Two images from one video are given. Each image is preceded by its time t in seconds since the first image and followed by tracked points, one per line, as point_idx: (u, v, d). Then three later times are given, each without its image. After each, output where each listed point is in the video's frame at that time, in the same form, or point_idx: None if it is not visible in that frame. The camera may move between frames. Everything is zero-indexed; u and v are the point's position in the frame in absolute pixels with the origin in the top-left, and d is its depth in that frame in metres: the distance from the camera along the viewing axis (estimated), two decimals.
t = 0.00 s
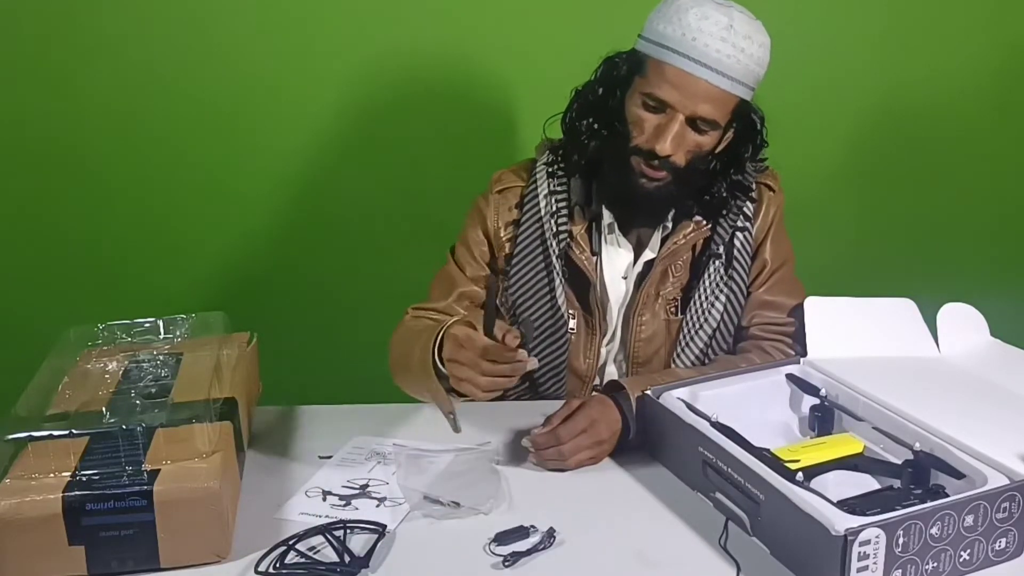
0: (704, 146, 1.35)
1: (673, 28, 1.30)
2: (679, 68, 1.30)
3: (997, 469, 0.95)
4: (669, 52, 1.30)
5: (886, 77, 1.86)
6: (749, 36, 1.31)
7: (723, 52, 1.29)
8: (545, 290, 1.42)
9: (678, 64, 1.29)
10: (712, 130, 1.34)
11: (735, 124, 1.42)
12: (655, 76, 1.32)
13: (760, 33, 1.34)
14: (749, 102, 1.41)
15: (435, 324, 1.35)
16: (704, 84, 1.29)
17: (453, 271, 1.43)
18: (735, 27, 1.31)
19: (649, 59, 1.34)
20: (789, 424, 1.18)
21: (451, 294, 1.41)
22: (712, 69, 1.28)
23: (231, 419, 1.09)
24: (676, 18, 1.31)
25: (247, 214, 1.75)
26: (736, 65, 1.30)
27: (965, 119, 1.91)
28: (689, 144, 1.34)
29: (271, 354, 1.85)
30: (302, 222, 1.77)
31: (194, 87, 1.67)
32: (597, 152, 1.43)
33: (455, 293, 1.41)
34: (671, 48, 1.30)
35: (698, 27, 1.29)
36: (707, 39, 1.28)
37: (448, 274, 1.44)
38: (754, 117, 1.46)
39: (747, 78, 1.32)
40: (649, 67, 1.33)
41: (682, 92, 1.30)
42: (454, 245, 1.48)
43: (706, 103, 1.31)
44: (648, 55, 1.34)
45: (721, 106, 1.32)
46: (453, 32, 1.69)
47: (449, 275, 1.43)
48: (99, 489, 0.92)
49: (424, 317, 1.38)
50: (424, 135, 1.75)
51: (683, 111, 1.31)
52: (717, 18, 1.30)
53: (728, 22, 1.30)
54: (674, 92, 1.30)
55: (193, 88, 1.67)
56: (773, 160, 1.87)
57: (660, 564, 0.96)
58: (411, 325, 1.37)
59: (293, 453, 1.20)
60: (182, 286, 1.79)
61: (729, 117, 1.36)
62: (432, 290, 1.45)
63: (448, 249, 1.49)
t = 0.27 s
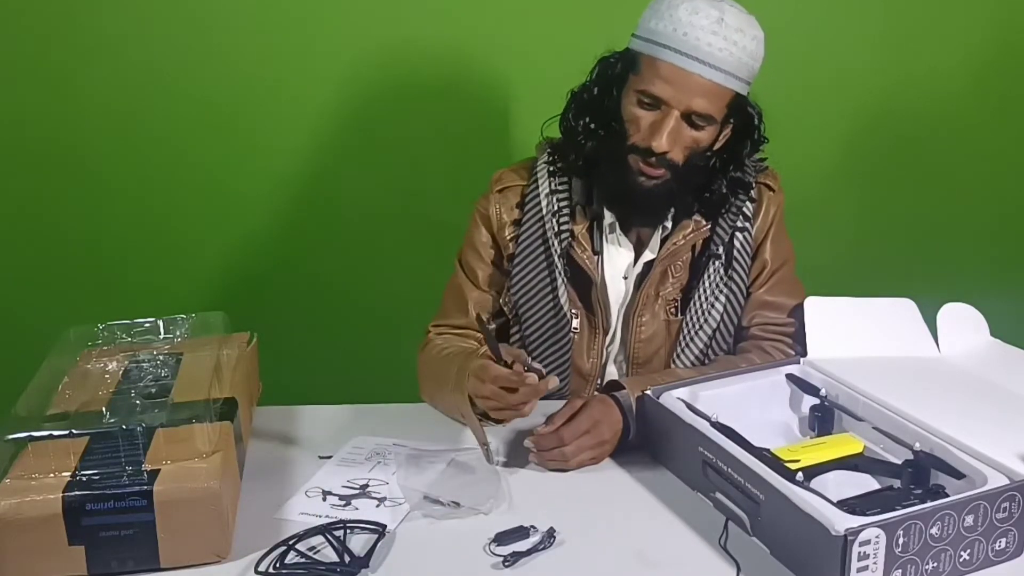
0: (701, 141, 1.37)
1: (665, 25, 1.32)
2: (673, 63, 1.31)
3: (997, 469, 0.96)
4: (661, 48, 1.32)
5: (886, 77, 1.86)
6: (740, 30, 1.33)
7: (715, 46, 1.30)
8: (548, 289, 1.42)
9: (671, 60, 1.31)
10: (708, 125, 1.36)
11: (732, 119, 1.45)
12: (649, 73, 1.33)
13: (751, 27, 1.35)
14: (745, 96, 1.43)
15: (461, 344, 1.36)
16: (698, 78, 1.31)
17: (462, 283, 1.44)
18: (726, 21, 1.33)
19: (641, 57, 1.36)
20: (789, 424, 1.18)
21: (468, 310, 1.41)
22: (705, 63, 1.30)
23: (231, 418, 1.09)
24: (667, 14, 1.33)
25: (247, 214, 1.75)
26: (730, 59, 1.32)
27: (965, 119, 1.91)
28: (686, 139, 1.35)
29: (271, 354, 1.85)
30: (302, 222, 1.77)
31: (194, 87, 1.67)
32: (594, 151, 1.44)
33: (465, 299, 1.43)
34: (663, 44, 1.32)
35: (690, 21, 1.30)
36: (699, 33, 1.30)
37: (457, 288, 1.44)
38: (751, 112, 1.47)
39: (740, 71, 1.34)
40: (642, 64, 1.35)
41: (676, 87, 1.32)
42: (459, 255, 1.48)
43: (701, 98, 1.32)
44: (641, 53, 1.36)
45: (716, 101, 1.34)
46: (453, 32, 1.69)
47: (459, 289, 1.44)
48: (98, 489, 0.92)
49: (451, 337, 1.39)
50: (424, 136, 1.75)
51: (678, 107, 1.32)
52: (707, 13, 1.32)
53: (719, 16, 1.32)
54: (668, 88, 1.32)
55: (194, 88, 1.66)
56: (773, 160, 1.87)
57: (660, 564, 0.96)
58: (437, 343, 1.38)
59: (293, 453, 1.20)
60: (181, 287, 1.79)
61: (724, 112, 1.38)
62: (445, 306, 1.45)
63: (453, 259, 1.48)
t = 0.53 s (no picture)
0: (696, 150, 1.36)
1: (654, 35, 1.30)
2: (664, 75, 1.30)
3: (996, 469, 0.96)
4: (651, 59, 1.31)
5: (886, 76, 1.86)
6: (732, 37, 1.31)
7: (706, 56, 1.29)
8: (544, 296, 1.41)
9: (661, 71, 1.30)
10: (703, 134, 1.35)
11: (726, 123, 1.45)
12: (640, 84, 1.32)
13: (743, 32, 1.33)
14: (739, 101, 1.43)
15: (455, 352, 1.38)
16: (689, 89, 1.30)
17: (455, 292, 1.44)
18: (717, 28, 1.31)
19: (633, 67, 1.34)
20: (789, 424, 1.18)
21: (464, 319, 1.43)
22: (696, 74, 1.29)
23: (231, 418, 1.09)
24: (656, 24, 1.31)
25: (247, 215, 1.75)
26: (721, 68, 1.30)
27: (965, 118, 1.91)
28: (680, 149, 1.34)
29: (271, 354, 1.85)
30: (302, 222, 1.77)
31: (194, 87, 1.66)
32: (589, 161, 1.43)
33: (459, 307, 1.43)
34: (654, 55, 1.30)
35: (679, 32, 1.29)
36: (689, 44, 1.28)
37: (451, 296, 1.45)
38: (745, 116, 1.47)
39: (733, 79, 1.33)
40: (634, 74, 1.34)
41: (668, 98, 1.31)
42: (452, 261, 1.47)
43: (694, 108, 1.31)
44: (632, 62, 1.34)
45: (709, 109, 1.33)
46: (452, 32, 1.69)
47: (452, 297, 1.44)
48: (98, 489, 0.92)
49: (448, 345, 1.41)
50: (425, 135, 1.75)
51: (670, 118, 1.31)
52: (698, 21, 1.30)
53: (709, 24, 1.30)
54: (660, 100, 1.31)
55: (194, 87, 1.66)
56: (774, 160, 1.87)
57: (660, 564, 0.96)
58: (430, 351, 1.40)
59: (293, 453, 1.20)
60: (181, 287, 1.79)
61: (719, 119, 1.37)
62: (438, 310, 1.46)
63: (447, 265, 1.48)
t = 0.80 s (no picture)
0: (686, 157, 1.35)
1: (637, 44, 1.30)
2: (648, 84, 1.30)
3: (996, 468, 0.96)
4: (635, 68, 1.31)
5: (886, 77, 1.86)
6: (716, 43, 1.30)
7: (689, 64, 1.28)
8: (541, 300, 1.42)
9: (645, 80, 1.30)
10: (692, 141, 1.34)
11: (716, 131, 1.42)
12: (626, 93, 1.32)
13: (728, 37, 1.32)
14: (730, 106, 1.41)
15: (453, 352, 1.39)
16: (673, 97, 1.29)
17: (451, 296, 1.44)
18: (701, 35, 1.30)
19: (619, 76, 1.34)
20: (790, 424, 1.18)
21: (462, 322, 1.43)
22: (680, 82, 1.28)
23: (231, 418, 1.09)
24: (639, 32, 1.31)
25: (247, 216, 1.75)
26: (706, 74, 1.30)
27: (965, 118, 1.91)
28: (669, 157, 1.34)
29: (271, 354, 1.85)
30: (303, 222, 1.77)
31: (195, 88, 1.67)
32: (581, 169, 1.42)
33: (456, 311, 1.44)
34: (637, 64, 1.30)
35: (661, 40, 1.28)
36: (671, 51, 1.28)
37: (447, 299, 1.45)
38: (736, 120, 1.45)
39: (719, 84, 1.32)
40: (620, 83, 1.34)
41: (653, 107, 1.30)
42: (448, 263, 1.47)
43: (679, 116, 1.31)
44: (618, 72, 1.34)
45: (696, 116, 1.32)
46: (453, 32, 1.69)
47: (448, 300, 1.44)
48: (98, 489, 0.92)
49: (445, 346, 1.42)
50: (425, 134, 1.75)
51: (656, 126, 1.31)
52: (680, 28, 1.29)
53: (692, 31, 1.29)
54: (645, 108, 1.31)
55: (194, 88, 1.67)
56: (774, 160, 1.87)
57: (660, 564, 0.96)
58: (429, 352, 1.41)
59: (293, 453, 1.20)
60: (181, 287, 1.79)
61: (708, 125, 1.36)
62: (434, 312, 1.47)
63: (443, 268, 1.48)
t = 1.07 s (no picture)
0: (682, 153, 1.36)
1: (634, 39, 1.30)
2: (644, 79, 1.30)
3: (996, 468, 0.96)
4: (631, 64, 1.31)
5: (886, 77, 1.86)
6: (713, 39, 1.30)
7: (685, 59, 1.28)
8: (540, 300, 1.42)
9: (642, 75, 1.30)
10: (688, 138, 1.35)
11: (713, 130, 1.42)
12: (622, 89, 1.33)
13: (725, 34, 1.33)
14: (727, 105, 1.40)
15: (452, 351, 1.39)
16: (669, 93, 1.30)
17: (451, 296, 1.44)
18: (697, 31, 1.30)
19: (615, 71, 1.35)
20: (789, 424, 1.18)
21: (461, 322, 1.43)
22: (675, 78, 1.28)
23: (231, 418, 1.09)
24: (636, 28, 1.31)
25: (247, 216, 1.75)
26: (702, 70, 1.30)
27: (965, 118, 1.91)
28: (664, 154, 1.34)
29: (271, 354, 1.85)
30: (302, 222, 1.77)
31: (195, 87, 1.67)
32: (578, 167, 1.42)
33: (455, 310, 1.44)
34: (633, 59, 1.30)
35: (657, 35, 1.29)
36: (667, 47, 1.28)
37: (447, 299, 1.45)
38: (734, 119, 1.46)
39: (715, 81, 1.32)
40: (616, 78, 1.34)
41: (649, 103, 1.30)
42: (447, 263, 1.47)
43: (675, 112, 1.31)
44: (614, 67, 1.35)
45: (692, 113, 1.32)
46: (453, 32, 1.69)
47: (447, 300, 1.45)
48: (98, 489, 0.92)
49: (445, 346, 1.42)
50: (425, 134, 1.75)
51: (652, 122, 1.31)
52: (677, 24, 1.29)
53: (688, 27, 1.30)
54: (641, 104, 1.31)
55: (194, 88, 1.67)
56: (774, 160, 1.87)
57: (660, 564, 0.96)
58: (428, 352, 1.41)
59: (293, 453, 1.20)
60: (181, 287, 1.79)
61: (704, 122, 1.37)
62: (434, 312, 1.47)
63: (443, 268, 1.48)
